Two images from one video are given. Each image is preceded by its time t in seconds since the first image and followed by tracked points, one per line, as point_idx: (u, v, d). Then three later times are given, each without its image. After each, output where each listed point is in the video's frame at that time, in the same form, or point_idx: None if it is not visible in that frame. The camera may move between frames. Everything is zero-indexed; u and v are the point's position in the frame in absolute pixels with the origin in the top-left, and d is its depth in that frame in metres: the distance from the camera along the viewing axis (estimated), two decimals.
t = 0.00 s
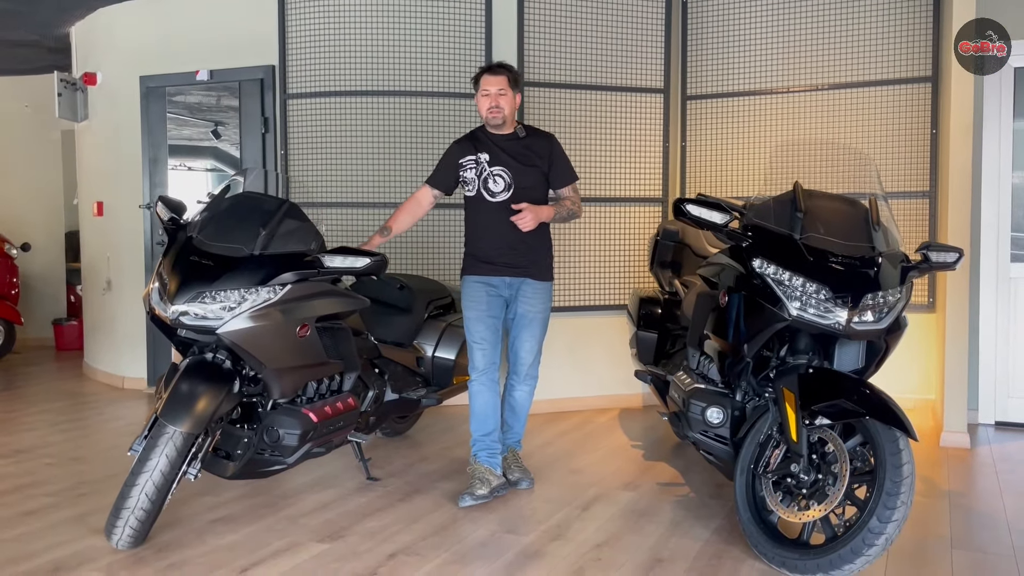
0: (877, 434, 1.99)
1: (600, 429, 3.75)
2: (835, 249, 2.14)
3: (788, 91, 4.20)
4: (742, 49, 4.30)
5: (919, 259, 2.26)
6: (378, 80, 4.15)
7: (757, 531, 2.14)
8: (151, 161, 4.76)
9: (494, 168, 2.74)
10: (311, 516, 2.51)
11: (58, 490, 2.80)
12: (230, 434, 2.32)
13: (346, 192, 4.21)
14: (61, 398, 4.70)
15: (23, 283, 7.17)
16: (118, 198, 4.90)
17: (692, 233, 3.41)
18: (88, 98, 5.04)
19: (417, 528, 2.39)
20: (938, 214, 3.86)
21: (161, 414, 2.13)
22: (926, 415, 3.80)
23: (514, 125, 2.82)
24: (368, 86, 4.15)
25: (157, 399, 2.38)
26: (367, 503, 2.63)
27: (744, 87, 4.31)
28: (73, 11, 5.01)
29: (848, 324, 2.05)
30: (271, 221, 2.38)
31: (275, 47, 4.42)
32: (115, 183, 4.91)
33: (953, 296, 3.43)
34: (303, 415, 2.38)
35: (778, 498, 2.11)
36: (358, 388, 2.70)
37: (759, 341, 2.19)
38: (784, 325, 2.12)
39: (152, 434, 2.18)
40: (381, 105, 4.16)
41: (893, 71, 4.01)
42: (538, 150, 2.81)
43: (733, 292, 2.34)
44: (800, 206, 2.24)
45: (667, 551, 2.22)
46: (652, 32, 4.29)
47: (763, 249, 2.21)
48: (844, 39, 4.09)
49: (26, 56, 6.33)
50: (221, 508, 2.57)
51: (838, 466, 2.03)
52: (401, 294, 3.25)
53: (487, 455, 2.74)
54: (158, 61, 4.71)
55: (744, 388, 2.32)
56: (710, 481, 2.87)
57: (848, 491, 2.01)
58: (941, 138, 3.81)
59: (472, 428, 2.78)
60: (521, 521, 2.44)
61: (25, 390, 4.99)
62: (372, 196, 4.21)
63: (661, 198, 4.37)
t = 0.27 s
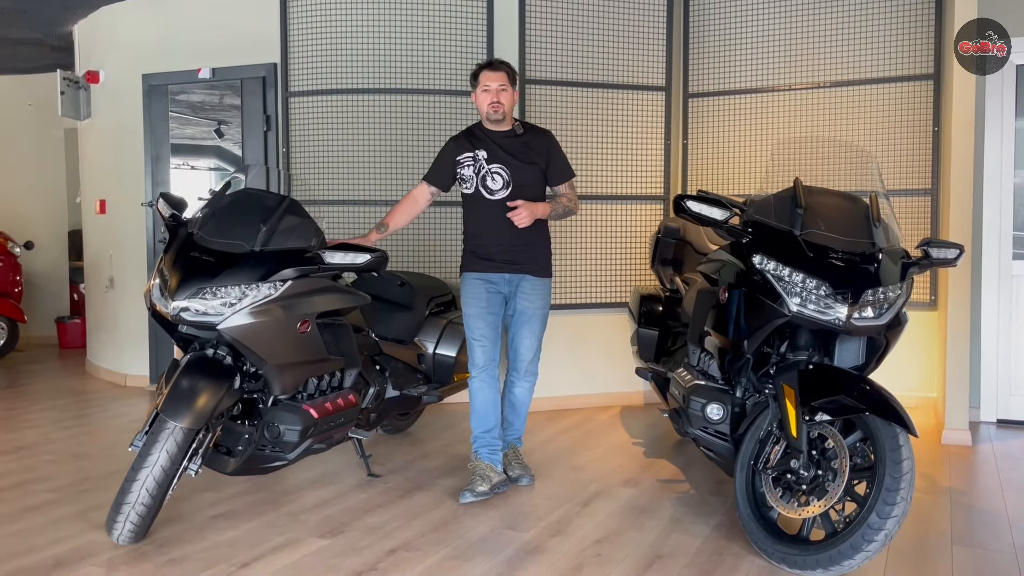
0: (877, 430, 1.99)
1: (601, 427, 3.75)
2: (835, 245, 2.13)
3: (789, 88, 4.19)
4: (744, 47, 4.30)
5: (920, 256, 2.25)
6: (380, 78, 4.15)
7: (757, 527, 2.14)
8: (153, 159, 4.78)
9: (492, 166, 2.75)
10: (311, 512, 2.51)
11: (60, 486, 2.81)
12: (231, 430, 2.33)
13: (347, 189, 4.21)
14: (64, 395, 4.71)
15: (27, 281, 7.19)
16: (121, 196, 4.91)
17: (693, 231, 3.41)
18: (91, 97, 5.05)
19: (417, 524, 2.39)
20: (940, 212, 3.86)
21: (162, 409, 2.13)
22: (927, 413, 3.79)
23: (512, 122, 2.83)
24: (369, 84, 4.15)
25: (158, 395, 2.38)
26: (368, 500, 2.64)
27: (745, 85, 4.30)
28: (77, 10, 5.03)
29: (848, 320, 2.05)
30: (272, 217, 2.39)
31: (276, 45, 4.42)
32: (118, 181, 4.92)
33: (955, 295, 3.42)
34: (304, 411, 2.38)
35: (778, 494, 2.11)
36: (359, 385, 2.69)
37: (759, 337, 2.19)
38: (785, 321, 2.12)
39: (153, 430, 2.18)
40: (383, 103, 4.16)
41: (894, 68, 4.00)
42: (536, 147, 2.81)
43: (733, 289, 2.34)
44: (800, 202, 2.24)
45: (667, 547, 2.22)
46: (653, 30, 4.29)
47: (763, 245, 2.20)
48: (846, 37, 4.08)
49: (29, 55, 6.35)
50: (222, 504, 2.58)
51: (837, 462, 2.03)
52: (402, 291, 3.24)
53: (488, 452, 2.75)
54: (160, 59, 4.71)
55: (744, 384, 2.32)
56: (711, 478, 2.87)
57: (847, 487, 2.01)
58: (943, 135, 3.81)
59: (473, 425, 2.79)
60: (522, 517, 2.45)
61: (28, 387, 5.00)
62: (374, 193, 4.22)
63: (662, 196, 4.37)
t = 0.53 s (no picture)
0: (877, 429, 1.99)
1: (602, 425, 3.75)
2: (835, 244, 2.12)
3: (791, 87, 4.19)
4: (746, 45, 4.29)
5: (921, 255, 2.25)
6: (382, 77, 4.15)
7: (757, 526, 2.14)
8: (156, 158, 4.79)
9: (486, 166, 2.75)
10: (313, 510, 2.52)
11: (62, 484, 2.82)
12: (232, 429, 2.33)
13: (349, 188, 4.22)
14: (68, 394, 4.73)
15: (31, 279, 7.21)
16: (124, 195, 4.92)
17: (694, 229, 3.41)
18: (94, 95, 5.06)
19: (418, 522, 2.39)
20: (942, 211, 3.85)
21: (164, 408, 2.14)
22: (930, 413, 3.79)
23: (505, 122, 2.82)
24: (371, 83, 4.16)
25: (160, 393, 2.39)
26: (370, 497, 2.65)
27: (747, 84, 4.30)
28: (80, 9, 5.04)
29: (849, 319, 2.04)
30: (273, 216, 2.40)
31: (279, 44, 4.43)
32: (121, 180, 4.93)
33: (957, 294, 3.42)
34: (305, 410, 2.38)
35: (778, 493, 2.11)
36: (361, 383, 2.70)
37: (760, 336, 2.19)
38: (785, 320, 2.12)
39: (154, 428, 2.19)
40: (384, 102, 4.17)
41: (896, 67, 3.99)
42: (531, 146, 2.81)
43: (734, 288, 2.33)
44: (801, 201, 2.24)
45: (668, 545, 2.22)
46: (655, 28, 4.29)
47: (764, 244, 2.20)
48: (848, 35, 4.07)
49: (33, 54, 6.36)
50: (224, 502, 2.59)
51: (838, 461, 2.03)
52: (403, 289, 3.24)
53: (489, 450, 2.75)
54: (163, 58, 4.72)
55: (745, 383, 2.32)
56: (712, 477, 2.87)
57: (848, 486, 2.01)
58: (945, 134, 3.80)
59: (473, 424, 2.79)
60: (523, 516, 2.45)
61: (33, 386, 5.02)
62: (376, 192, 4.22)
63: (664, 195, 4.37)
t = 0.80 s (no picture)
0: (881, 429, 2.00)
1: (607, 425, 3.76)
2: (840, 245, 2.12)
3: (796, 87, 4.18)
4: (751, 46, 4.29)
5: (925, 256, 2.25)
6: (386, 77, 4.16)
7: (762, 526, 2.14)
8: (162, 159, 4.80)
9: (489, 167, 2.76)
10: (318, 509, 2.53)
11: (69, 484, 2.83)
12: (239, 429, 2.34)
13: (354, 188, 4.23)
14: (74, 393, 4.75)
15: (38, 279, 7.24)
16: (130, 195, 4.94)
17: (699, 230, 3.41)
18: (101, 96, 5.08)
19: (423, 522, 2.40)
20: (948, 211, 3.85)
21: (171, 407, 2.15)
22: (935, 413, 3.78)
23: (509, 122, 2.83)
24: (376, 84, 4.16)
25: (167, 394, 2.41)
26: (375, 497, 2.65)
27: (752, 84, 4.30)
28: (87, 10, 5.07)
29: (854, 319, 2.04)
30: (280, 217, 2.41)
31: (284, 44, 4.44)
32: (127, 181, 4.96)
33: (962, 295, 3.42)
34: (311, 410, 2.39)
35: (783, 493, 2.11)
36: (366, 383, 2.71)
37: (765, 337, 2.19)
38: (790, 321, 2.12)
39: (161, 428, 2.20)
40: (389, 102, 4.17)
41: (901, 67, 3.99)
42: (534, 147, 2.81)
43: (739, 289, 2.33)
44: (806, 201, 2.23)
45: (672, 546, 2.22)
46: (660, 29, 4.29)
47: (769, 245, 2.20)
48: (853, 35, 4.07)
49: (40, 54, 6.39)
50: (230, 502, 2.60)
51: (842, 462, 2.03)
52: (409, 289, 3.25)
53: (494, 450, 2.76)
54: (169, 59, 4.74)
55: (750, 384, 2.33)
56: (716, 477, 2.88)
57: (852, 486, 2.02)
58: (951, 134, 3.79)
59: (478, 424, 2.79)
60: (527, 516, 2.45)
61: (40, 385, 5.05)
62: (380, 192, 4.23)
63: (669, 195, 4.37)
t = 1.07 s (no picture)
0: (888, 430, 1.99)
1: (612, 426, 3.75)
2: (847, 246, 2.11)
3: (802, 87, 4.17)
4: (757, 46, 4.28)
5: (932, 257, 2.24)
6: (392, 77, 4.17)
7: (767, 528, 2.14)
8: (168, 159, 4.82)
9: (495, 167, 2.76)
10: (324, 509, 2.53)
11: (76, 483, 2.84)
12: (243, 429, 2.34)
13: (359, 188, 4.23)
14: (81, 392, 4.77)
15: (44, 278, 7.27)
16: (136, 195, 4.96)
17: (704, 230, 3.41)
18: (107, 96, 5.09)
19: (428, 522, 2.40)
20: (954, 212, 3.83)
21: (177, 408, 2.16)
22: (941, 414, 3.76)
23: (516, 123, 2.83)
24: (381, 84, 4.17)
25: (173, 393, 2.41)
26: (380, 497, 2.66)
27: (757, 84, 4.29)
28: (93, 10, 5.08)
29: (860, 321, 2.04)
30: (285, 217, 2.40)
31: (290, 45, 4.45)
32: (133, 180, 4.97)
33: (968, 295, 3.40)
34: (317, 410, 2.40)
35: (788, 494, 2.11)
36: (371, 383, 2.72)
37: (770, 338, 2.20)
38: (796, 322, 2.12)
39: (167, 427, 2.21)
40: (394, 102, 4.18)
41: (908, 66, 3.97)
42: (540, 147, 2.81)
43: (745, 290, 2.33)
44: (812, 202, 2.23)
45: (677, 547, 2.22)
46: (665, 29, 4.28)
47: (774, 245, 2.20)
48: (860, 35, 4.06)
49: (46, 54, 6.41)
50: (235, 501, 2.61)
51: (848, 463, 2.02)
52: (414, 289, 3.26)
53: (500, 451, 2.75)
54: (175, 59, 4.75)
55: (755, 385, 2.31)
56: (722, 478, 2.87)
57: (858, 488, 2.01)
58: (957, 134, 3.77)
59: (483, 425, 2.79)
60: (532, 516, 2.45)
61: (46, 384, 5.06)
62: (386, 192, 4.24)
63: (674, 195, 4.36)
